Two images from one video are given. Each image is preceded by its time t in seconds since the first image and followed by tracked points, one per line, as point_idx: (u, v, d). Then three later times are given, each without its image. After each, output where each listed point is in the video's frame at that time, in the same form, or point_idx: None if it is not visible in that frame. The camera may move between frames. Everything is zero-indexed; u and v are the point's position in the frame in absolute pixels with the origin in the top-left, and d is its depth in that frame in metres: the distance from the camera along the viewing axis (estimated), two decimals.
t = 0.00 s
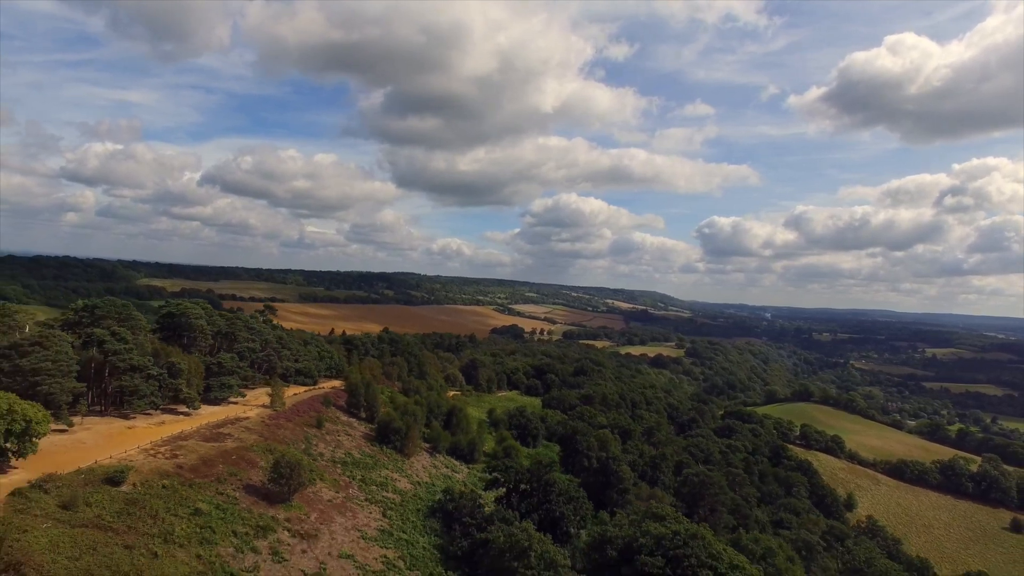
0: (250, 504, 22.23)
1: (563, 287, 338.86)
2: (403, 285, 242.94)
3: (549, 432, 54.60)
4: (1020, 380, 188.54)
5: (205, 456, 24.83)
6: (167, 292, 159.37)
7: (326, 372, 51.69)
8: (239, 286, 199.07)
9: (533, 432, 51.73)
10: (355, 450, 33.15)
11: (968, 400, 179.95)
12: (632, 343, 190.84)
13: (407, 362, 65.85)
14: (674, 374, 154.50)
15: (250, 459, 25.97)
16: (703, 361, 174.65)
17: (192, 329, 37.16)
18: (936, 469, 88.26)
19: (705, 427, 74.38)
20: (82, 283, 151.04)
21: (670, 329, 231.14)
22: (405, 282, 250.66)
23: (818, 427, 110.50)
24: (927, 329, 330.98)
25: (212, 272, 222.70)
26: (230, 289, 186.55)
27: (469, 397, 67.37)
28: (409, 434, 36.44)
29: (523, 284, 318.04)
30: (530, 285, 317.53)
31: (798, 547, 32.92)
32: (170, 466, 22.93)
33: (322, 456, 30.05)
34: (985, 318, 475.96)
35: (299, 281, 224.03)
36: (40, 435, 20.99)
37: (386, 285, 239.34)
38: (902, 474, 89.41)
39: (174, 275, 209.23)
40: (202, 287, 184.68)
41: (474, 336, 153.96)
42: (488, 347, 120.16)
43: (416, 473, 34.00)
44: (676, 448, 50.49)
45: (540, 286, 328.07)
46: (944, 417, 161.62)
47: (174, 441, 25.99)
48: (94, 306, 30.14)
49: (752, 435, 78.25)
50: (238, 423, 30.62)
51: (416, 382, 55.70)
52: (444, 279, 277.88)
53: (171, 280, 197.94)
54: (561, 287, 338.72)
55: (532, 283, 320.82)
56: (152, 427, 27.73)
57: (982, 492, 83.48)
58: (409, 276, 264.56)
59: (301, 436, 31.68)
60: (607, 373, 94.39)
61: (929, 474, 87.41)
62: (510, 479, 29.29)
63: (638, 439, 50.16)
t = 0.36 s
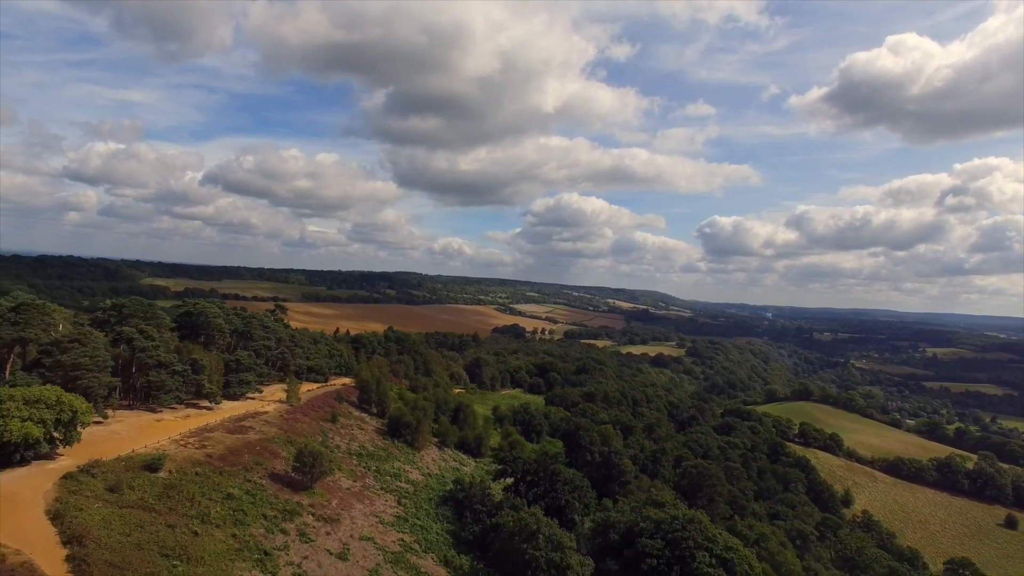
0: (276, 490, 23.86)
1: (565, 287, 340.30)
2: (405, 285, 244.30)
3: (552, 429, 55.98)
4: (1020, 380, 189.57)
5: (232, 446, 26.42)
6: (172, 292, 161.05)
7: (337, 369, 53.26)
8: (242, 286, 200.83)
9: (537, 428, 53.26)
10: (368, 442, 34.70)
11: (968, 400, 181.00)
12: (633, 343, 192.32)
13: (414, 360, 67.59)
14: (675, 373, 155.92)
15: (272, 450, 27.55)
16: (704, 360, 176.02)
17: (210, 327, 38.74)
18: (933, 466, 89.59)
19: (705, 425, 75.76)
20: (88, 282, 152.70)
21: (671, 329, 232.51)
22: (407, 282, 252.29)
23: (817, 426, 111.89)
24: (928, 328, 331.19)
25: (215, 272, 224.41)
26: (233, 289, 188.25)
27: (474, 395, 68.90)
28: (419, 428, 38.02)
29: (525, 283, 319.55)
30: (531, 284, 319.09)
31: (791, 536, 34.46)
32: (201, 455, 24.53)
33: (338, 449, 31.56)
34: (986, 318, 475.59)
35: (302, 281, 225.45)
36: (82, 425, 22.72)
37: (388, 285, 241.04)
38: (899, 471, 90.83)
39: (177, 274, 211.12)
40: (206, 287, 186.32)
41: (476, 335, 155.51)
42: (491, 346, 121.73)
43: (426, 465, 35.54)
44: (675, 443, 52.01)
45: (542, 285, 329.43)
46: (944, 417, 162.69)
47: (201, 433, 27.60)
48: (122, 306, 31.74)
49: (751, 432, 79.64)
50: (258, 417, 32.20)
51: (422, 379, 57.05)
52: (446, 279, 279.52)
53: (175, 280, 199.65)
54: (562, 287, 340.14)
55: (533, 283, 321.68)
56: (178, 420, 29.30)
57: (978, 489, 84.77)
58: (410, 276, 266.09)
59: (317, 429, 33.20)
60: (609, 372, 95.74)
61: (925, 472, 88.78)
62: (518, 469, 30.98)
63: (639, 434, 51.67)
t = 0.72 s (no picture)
0: (299, 478, 25.40)
1: (566, 286, 341.64)
2: (407, 285, 245.88)
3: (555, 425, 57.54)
4: (1020, 380, 190.72)
5: (256, 438, 28.00)
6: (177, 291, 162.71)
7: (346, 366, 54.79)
8: (245, 286, 202.44)
9: (541, 424, 54.76)
10: (380, 435, 36.28)
11: (968, 399, 182.18)
12: (634, 342, 193.77)
13: (421, 358, 69.23)
14: (676, 372, 157.36)
15: (293, 441, 29.14)
16: (705, 360, 177.37)
17: (227, 325, 40.40)
18: (930, 464, 90.95)
19: (705, 422, 77.18)
20: (93, 282, 154.19)
21: (672, 328, 233.87)
22: (409, 281, 253.90)
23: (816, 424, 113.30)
24: (930, 328, 332.60)
25: (218, 271, 226.22)
26: (237, 288, 189.92)
27: (479, 391, 70.47)
28: (429, 422, 39.57)
29: (527, 283, 320.99)
30: (533, 284, 320.55)
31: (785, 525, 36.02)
32: (228, 445, 26.10)
33: (354, 441, 33.13)
34: (988, 318, 475.45)
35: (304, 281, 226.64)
36: (119, 416, 24.36)
37: (391, 284, 242.65)
38: (896, 468, 92.22)
39: (181, 274, 212.86)
40: (210, 287, 188.06)
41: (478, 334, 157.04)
42: (493, 345, 123.42)
43: (436, 457, 37.11)
44: (674, 438, 53.55)
45: (543, 284, 330.83)
46: (944, 415, 163.86)
47: (225, 425, 29.17)
48: (147, 305, 33.43)
49: (750, 429, 81.14)
50: (277, 411, 33.79)
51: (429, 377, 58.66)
52: (448, 279, 281.15)
53: (178, 279, 201.26)
54: (563, 286, 341.49)
55: (534, 282, 322.49)
56: (203, 413, 30.91)
57: (974, 486, 86.12)
58: (412, 276, 267.61)
59: (332, 422, 34.74)
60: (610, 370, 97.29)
61: (922, 469, 90.17)
62: (525, 459, 32.68)
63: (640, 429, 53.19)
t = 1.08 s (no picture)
0: (320, 467, 26.99)
1: (567, 286, 342.92)
2: (409, 284, 247.35)
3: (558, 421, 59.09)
4: (1019, 379, 191.84)
5: (276, 430, 29.56)
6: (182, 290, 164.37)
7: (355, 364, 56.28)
8: (248, 285, 204.01)
9: (544, 420, 56.33)
10: (392, 429, 37.88)
11: (968, 398, 183.37)
12: (635, 341, 195.06)
13: (426, 356, 70.74)
14: (677, 371, 158.75)
15: (311, 433, 30.73)
16: (705, 359, 178.72)
17: (242, 323, 42.03)
18: (926, 460, 92.41)
19: (705, 420, 78.70)
20: (98, 282, 155.70)
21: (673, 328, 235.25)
22: (411, 280, 255.31)
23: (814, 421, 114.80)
24: (931, 328, 333.39)
25: (221, 270, 227.82)
26: (240, 288, 191.47)
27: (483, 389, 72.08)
28: (438, 417, 41.14)
29: (528, 283, 322.27)
30: (534, 283, 321.94)
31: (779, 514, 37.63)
32: (251, 436, 27.67)
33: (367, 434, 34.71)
34: (990, 318, 475.37)
35: (307, 281, 228.39)
36: (152, 408, 26.03)
37: (392, 284, 244.09)
38: (893, 465, 93.67)
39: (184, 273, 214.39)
40: (213, 287, 189.70)
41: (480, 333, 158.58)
42: (496, 344, 124.98)
43: (445, 450, 38.69)
44: (674, 433, 55.10)
45: (544, 284, 332.01)
46: (944, 414, 165.08)
47: (247, 418, 30.76)
48: (170, 304, 35.12)
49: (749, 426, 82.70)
50: (293, 405, 35.38)
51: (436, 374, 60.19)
52: (449, 278, 282.55)
53: (182, 279, 202.73)
54: (565, 286, 342.77)
55: (535, 282, 323.75)
56: (225, 407, 32.53)
57: (969, 482, 87.61)
58: (414, 275, 268.98)
59: (346, 416, 36.30)
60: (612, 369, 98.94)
61: (918, 465, 91.62)
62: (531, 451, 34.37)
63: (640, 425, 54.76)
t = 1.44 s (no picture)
0: (338, 457, 28.54)
1: (568, 286, 344.08)
2: (411, 284, 248.79)
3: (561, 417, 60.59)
4: (1019, 378, 192.95)
5: (295, 423, 31.10)
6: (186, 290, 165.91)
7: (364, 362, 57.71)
8: (251, 285, 205.30)
9: (548, 415, 57.83)
10: (402, 423, 39.39)
11: (967, 397, 184.52)
12: (636, 341, 196.24)
13: (432, 355, 72.19)
14: (677, 370, 160.06)
15: (327, 426, 32.27)
16: (706, 358, 179.98)
17: (257, 322, 43.56)
18: (923, 458, 93.82)
19: (705, 417, 80.15)
20: (103, 282, 157.16)
21: (674, 328, 236.41)
22: (413, 280, 256.56)
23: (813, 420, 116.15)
24: (932, 327, 334.22)
25: (224, 270, 229.30)
26: (244, 288, 192.86)
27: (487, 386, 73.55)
28: (446, 412, 42.64)
29: (529, 283, 323.38)
30: (535, 283, 323.14)
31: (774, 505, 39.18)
32: (272, 428, 29.19)
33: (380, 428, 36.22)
34: (991, 318, 475.83)
35: (309, 280, 229.67)
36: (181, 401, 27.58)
37: (394, 284, 245.42)
38: (891, 462, 95.06)
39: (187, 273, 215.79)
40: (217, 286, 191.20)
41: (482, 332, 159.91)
42: (498, 343, 126.48)
43: (453, 444, 40.19)
44: (674, 429, 56.65)
45: (545, 284, 333.20)
46: (943, 413, 166.32)
47: (266, 412, 32.27)
48: (190, 304, 36.66)
49: (747, 423, 84.16)
50: (309, 401, 36.87)
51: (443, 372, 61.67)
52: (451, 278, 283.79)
53: (185, 279, 204.12)
54: (565, 286, 343.98)
55: (536, 282, 325.03)
56: (245, 401, 34.05)
57: (966, 479, 89.04)
58: (416, 275, 270.24)
59: (358, 411, 37.77)
60: (613, 368, 100.36)
61: (915, 463, 93.01)
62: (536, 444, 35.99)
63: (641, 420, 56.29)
